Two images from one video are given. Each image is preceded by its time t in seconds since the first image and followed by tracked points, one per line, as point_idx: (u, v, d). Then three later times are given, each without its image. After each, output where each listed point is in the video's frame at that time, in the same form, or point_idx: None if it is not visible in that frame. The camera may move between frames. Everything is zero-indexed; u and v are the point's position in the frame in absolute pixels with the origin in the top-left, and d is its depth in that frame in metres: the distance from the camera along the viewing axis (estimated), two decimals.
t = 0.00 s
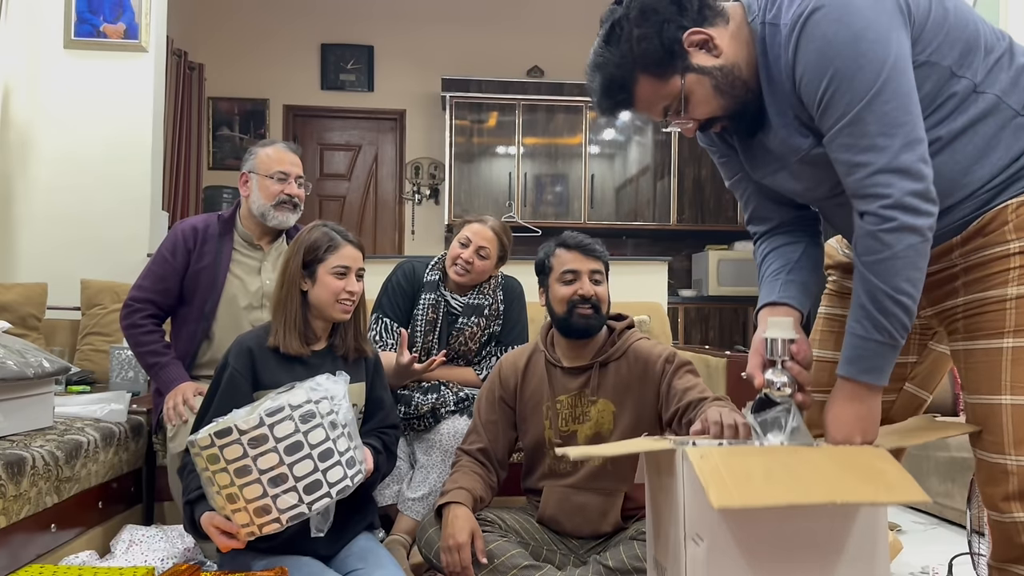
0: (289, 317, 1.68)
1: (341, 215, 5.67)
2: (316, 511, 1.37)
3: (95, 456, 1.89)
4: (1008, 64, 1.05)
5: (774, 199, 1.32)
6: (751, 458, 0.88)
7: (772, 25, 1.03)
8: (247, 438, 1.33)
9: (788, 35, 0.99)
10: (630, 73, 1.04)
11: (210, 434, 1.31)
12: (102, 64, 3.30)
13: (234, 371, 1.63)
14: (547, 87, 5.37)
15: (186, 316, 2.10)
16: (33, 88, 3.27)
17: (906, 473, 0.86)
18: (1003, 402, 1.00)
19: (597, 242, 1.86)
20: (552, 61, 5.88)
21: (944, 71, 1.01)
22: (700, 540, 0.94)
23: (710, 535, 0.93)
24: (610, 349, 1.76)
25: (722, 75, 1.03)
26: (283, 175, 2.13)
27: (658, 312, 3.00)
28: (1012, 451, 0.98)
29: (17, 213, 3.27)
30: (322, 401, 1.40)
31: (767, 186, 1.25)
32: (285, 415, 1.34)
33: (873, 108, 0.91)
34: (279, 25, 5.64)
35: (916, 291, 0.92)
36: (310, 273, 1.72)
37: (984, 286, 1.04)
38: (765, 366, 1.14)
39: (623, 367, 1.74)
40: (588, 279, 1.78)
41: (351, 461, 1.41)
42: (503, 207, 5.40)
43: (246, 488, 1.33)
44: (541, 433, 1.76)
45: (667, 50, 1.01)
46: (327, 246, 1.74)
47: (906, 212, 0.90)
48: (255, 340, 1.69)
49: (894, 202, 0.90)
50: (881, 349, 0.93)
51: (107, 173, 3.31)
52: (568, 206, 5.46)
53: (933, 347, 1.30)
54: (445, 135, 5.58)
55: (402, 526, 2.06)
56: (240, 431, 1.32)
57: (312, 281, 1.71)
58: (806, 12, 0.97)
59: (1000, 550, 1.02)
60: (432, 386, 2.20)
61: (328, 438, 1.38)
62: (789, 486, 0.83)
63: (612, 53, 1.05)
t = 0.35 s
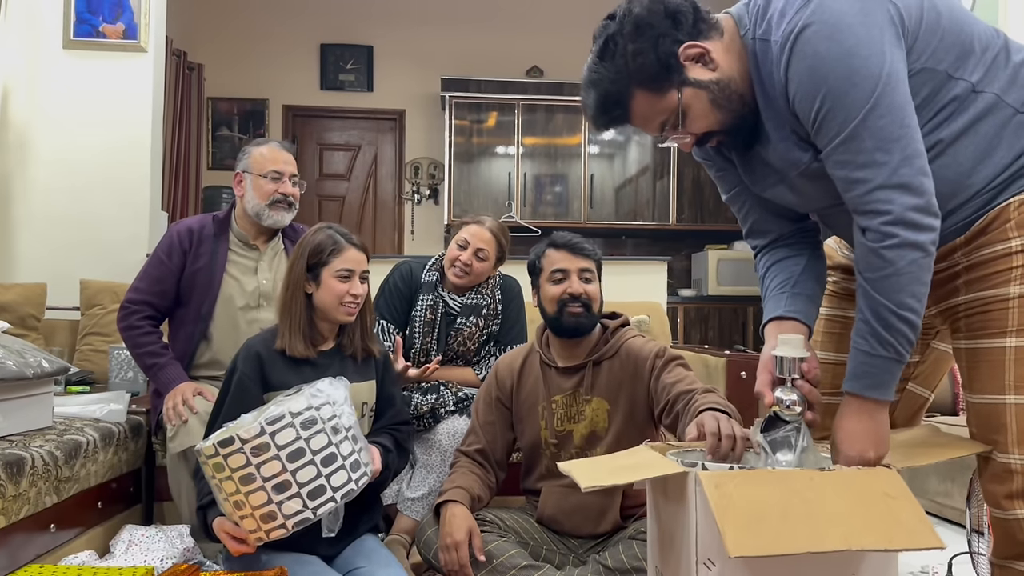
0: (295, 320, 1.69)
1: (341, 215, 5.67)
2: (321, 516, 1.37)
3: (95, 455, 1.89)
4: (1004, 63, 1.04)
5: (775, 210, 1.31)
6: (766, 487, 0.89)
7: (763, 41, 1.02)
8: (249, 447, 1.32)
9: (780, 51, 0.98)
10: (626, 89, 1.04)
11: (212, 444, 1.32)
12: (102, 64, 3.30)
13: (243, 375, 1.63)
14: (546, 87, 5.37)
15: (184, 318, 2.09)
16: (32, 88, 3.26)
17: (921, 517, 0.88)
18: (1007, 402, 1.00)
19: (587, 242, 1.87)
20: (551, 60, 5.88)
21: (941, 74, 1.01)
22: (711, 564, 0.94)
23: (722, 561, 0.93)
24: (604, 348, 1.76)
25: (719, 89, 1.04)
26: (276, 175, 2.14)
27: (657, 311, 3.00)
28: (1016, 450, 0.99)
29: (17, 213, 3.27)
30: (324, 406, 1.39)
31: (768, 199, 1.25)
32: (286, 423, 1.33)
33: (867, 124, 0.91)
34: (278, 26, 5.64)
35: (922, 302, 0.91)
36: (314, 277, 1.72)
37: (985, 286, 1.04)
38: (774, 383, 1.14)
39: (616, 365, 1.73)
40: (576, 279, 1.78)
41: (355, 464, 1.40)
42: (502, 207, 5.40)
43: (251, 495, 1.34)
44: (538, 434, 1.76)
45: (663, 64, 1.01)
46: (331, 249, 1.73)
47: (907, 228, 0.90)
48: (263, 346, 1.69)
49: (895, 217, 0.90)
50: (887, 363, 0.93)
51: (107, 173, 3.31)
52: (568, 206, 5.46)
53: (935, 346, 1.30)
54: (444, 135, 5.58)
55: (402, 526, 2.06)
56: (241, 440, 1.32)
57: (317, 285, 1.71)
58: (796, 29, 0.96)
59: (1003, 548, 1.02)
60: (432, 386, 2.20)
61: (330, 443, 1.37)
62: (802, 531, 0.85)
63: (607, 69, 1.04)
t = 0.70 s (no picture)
0: (295, 318, 1.69)
1: (341, 214, 5.67)
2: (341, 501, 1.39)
3: (95, 455, 1.89)
4: (997, 54, 1.04)
5: (776, 211, 1.31)
6: (759, 476, 0.91)
7: (753, 38, 1.03)
8: (282, 422, 1.35)
9: (780, 31, 0.97)
10: (618, 97, 1.03)
11: (246, 415, 1.34)
12: (101, 63, 3.30)
13: (248, 369, 1.65)
14: (546, 86, 5.37)
15: (182, 318, 2.09)
16: (32, 87, 3.26)
17: (915, 510, 0.89)
18: (1010, 399, 1.00)
19: (580, 239, 1.85)
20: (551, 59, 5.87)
21: (932, 64, 1.00)
22: (704, 551, 0.96)
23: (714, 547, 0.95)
24: (602, 347, 1.76)
25: (711, 94, 1.03)
26: (272, 173, 2.14)
27: (657, 310, 2.99)
28: (1016, 448, 0.99)
29: (17, 213, 3.27)
30: (359, 394, 1.42)
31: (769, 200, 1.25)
32: (323, 403, 1.37)
33: (892, 80, 0.85)
34: (278, 25, 5.64)
35: (939, 256, 0.82)
36: (311, 278, 1.71)
37: (987, 283, 1.04)
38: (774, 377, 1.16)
39: (615, 365, 1.73)
40: (569, 277, 1.78)
41: (379, 458, 1.43)
42: (502, 206, 5.40)
43: (276, 471, 1.35)
44: (537, 432, 1.76)
45: (654, 71, 1.00)
46: (327, 253, 1.71)
47: (951, 172, 0.81)
48: (267, 338, 1.70)
49: (940, 163, 0.81)
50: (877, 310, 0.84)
51: (106, 173, 3.31)
52: (568, 205, 5.45)
53: (941, 345, 1.29)
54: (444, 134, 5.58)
55: (402, 525, 2.06)
56: (276, 414, 1.35)
57: (312, 286, 1.70)
58: (790, 17, 0.96)
59: (1001, 544, 1.02)
60: (432, 386, 2.19)
61: (360, 432, 1.40)
62: (790, 516, 0.87)
63: (598, 78, 1.05)
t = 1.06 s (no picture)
0: (286, 318, 1.69)
1: (341, 213, 5.66)
2: (360, 491, 1.30)
3: (95, 453, 1.89)
4: (997, 58, 1.04)
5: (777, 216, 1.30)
6: (757, 502, 0.92)
7: (745, 49, 1.01)
8: (336, 394, 1.35)
9: (754, 51, 0.97)
10: (618, 101, 1.03)
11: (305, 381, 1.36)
12: (101, 62, 3.30)
13: (246, 361, 1.65)
14: (546, 84, 5.37)
15: (180, 317, 2.09)
16: (32, 86, 3.26)
17: (900, 534, 0.92)
18: (1009, 398, 0.99)
19: (583, 238, 1.86)
20: (552, 58, 5.87)
21: (927, 74, 1.01)
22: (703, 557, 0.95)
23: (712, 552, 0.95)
24: (601, 345, 1.76)
25: (713, 99, 1.03)
26: (269, 171, 2.13)
27: (658, 309, 2.99)
28: (1015, 446, 0.99)
29: (17, 211, 3.27)
30: (412, 400, 1.42)
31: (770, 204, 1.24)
32: (378, 388, 1.37)
33: (813, 130, 0.89)
34: (277, 24, 5.63)
35: (827, 322, 0.88)
36: (303, 279, 1.70)
37: (985, 281, 1.03)
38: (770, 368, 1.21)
39: (614, 362, 1.73)
40: (572, 275, 1.78)
41: (409, 466, 1.36)
42: (502, 205, 5.39)
43: (312, 439, 1.32)
44: (536, 430, 1.76)
45: (655, 76, 1.00)
46: (316, 262, 1.69)
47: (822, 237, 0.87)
48: (263, 334, 1.71)
49: (812, 222, 0.88)
50: (778, 376, 0.90)
51: (106, 172, 3.31)
52: (568, 203, 5.45)
53: (942, 342, 1.28)
54: (444, 132, 5.58)
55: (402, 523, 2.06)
56: (333, 385, 1.36)
57: (305, 287, 1.70)
58: (770, 39, 0.95)
59: (1001, 542, 1.01)
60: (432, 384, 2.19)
61: (402, 431, 1.37)
62: (780, 547, 0.90)
63: (599, 83, 1.05)
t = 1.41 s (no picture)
0: (291, 317, 1.69)
1: (341, 211, 5.66)
2: (363, 504, 1.31)
3: (94, 451, 1.89)
4: (990, 56, 1.04)
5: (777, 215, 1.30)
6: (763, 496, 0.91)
7: (741, 56, 1.01)
8: (333, 409, 1.35)
9: (751, 58, 0.97)
10: (612, 104, 1.03)
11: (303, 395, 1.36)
12: (101, 60, 3.30)
13: (246, 362, 1.65)
14: (546, 81, 5.37)
15: (179, 315, 2.09)
16: (31, 83, 3.26)
17: (908, 523, 0.92)
18: (1002, 395, 0.99)
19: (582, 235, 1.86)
20: (551, 55, 5.86)
21: (922, 75, 1.01)
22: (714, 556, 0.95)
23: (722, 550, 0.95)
24: (600, 341, 1.76)
25: (707, 101, 1.02)
26: (268, 168, 2.13)
27: (658, 306, 2.99)
28: (1011, 442, 0.98)
29: (17, 209, 3.27)
30: (408, 411, 1.42)
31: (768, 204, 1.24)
32: (374, 401, 1.37)
33: (821, 132, 0.88)
34: (276, 22, 5.62)
35: (850, 325, 0.87)
36: (309, 274, 1.72)
37: (979, 279, 1.03)
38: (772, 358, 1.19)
39: (613, 358, 1.73)
40: (572, 272, 1.78)
41: (410, 477, 1.36)
42: (502, 202, 5.39)
43: (312, 456, 1.31)
44: (535, 427, 1.76)
45: (649, 80, 1.00)
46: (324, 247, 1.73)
47: (846, 235, 0.86)
48: (263, 333, 1.71)
49: (831, 223, 0.87)
50: (805, 382, 0.88)
51: (106, 169, 3.31)
52: (568, 201, 5.45)
53: (939, 337, 1.29)
54: (444, 130, 5.57)
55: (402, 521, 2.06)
56: (330, 399, 1.35)
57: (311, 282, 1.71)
58: (766, 45, 0.95)
59: (997, 538, 1.01)
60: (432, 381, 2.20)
61: (400, 442, 1.36)
62: (792, 543, 0.89)
63: (593, 87, 1.04)
